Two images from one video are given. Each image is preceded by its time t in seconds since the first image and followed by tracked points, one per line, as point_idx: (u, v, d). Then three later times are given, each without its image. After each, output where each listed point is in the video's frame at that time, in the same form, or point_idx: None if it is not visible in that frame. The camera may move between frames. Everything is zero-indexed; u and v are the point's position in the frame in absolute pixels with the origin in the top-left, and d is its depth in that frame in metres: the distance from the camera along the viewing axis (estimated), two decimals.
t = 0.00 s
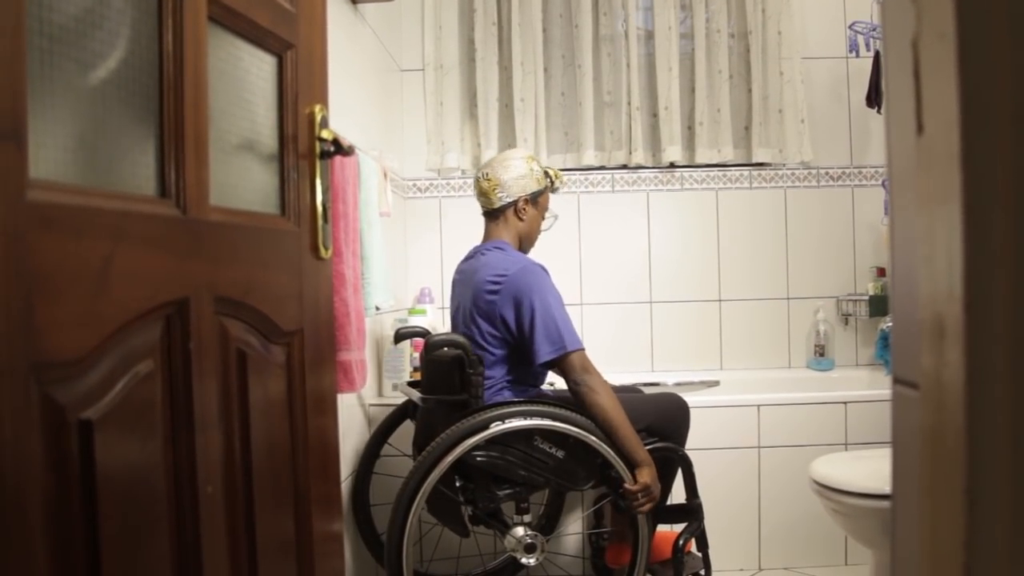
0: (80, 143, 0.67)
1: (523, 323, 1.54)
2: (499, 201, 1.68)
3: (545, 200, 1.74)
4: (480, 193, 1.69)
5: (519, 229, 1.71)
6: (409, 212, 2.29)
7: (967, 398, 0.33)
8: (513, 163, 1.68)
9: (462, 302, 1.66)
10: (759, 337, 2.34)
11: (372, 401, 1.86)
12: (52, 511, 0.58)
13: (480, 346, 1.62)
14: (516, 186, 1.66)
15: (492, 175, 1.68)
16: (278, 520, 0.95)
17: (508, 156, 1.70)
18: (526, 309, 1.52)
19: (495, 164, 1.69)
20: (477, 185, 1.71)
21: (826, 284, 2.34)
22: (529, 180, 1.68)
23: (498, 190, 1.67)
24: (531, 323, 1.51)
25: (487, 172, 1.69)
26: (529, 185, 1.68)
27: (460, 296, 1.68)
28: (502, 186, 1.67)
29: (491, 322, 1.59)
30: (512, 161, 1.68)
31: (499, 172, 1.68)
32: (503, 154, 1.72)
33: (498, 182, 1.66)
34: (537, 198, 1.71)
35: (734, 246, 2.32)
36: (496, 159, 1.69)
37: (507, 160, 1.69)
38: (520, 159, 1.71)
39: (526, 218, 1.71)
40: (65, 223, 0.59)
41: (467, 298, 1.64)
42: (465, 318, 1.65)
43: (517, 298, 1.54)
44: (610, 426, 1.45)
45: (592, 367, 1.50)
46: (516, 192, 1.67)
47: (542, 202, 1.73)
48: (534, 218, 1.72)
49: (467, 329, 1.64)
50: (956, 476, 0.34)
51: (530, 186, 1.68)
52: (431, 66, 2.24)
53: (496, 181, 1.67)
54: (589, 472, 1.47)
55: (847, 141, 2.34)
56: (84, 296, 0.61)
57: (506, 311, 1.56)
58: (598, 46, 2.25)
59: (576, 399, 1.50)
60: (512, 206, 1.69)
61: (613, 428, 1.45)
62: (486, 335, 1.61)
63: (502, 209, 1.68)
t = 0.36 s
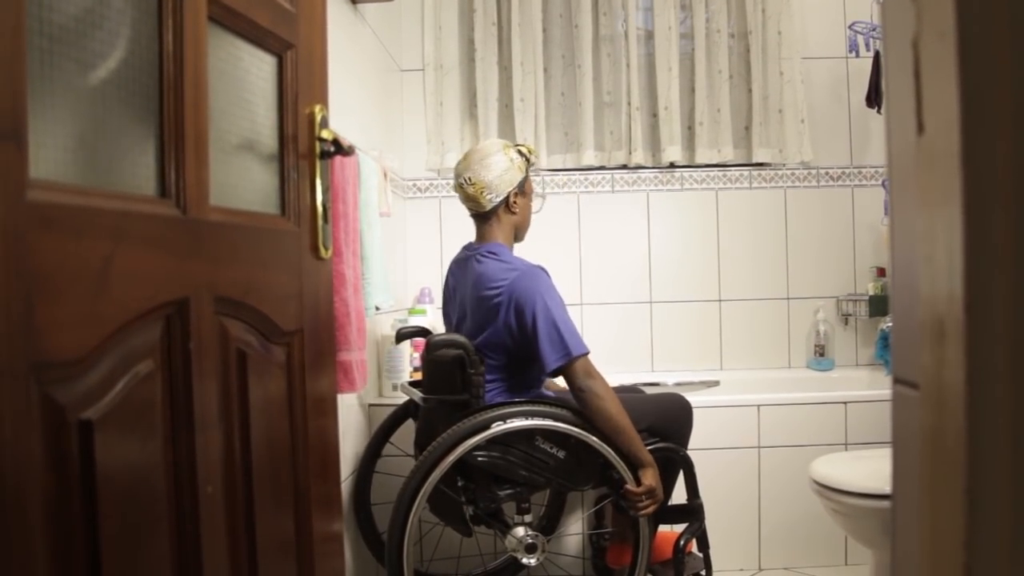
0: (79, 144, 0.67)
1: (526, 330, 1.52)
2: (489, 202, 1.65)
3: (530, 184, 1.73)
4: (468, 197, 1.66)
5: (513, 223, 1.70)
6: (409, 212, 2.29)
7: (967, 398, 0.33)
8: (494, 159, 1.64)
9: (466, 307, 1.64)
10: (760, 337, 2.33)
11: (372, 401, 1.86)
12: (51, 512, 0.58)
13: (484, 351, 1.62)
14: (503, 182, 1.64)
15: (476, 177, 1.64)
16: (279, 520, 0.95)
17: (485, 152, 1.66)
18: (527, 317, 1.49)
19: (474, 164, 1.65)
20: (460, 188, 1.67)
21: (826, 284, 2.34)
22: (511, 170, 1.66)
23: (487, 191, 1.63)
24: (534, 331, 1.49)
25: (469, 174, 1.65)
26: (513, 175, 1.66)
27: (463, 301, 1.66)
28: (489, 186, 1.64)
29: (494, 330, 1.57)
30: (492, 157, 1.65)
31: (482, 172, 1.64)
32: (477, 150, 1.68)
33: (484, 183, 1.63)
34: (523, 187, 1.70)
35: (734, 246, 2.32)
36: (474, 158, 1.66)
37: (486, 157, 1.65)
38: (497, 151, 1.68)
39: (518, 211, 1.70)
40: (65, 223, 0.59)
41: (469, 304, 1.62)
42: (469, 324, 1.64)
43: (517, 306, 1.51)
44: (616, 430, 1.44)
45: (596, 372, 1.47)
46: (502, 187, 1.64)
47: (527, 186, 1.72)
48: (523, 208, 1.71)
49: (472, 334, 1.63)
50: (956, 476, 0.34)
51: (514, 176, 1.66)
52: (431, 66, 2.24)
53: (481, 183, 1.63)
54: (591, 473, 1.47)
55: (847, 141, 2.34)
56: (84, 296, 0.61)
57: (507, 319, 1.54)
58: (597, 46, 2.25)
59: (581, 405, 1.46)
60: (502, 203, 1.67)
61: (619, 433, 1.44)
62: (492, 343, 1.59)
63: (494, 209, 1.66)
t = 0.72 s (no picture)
0: (79, 144, 0.67)
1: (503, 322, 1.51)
2: (462, 203, 1.66)
3: (506, 179, 1.71)
4: (441, 201, 1.67)
5: (491, 219, 1.69)
6: (409, 212, 2.29)
7: (967, 398, 0.33)
8: (461, 161, 1.64)
9: (455, 306, 1.66)
10: (760, 337, 2.33)
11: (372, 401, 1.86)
12: (51, 513, 0.58)
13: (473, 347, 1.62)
14: (472, 182, 1.63)
15: (444, 180, 1.65)
16: (279, 521, 0.95)
17: (451, 155, 1.66)
18: (505, 307, 1.49)
19: (442, 167, 1.66)
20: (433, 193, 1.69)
21: (826, 284, 2.34)
22: (481, 168, 1.65)
23: (459, 193, 1.64)
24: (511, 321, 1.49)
25: (439, 178, 1.65)
26: (483, 173, 1.65)
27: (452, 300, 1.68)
28: (460, 188, 1.64)
29: (477, 326, 1.58)
30: (459, 159, 1.64)
31: (451, 175, 1.64)
32: (446, 153, 1.68)
33: (453, 186, 1.64)
34: (497, 183, 1.68)
35: (734, 246, 2.32)
36: (442, 162, 1.66)
37: (452, 159, 1.65)
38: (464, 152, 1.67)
39: (496, 207, 1.69)
40: (64, 223, 0.59)
41: (457, 301, 1.63)
42: (458, 322, 1.65)
43: (495, 297, 1.51)
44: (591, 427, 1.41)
45: (570, 371, 1.44)
46: (473, 186, 1.64)
47: (503, 180, 1.70)
48: (502, 203, 1.69)
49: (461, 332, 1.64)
50: (956, 476, 0.34)
51: (484, 173, 1.65)
52: (431, 66, 2.24)
53: (451, 185, 1.64)
54: (592, 474, 1.47)
55: (847, 141, 2.34)
56: (84, 296, 0.61)
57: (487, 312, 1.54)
58: (597, 46, 2.25)
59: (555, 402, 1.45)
60: (477, 201, 1.67)
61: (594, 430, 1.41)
62: (477, 339, 1.59)
63: (468, 209, 1.66)
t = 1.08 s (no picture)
0: (78, 144, 0.67)
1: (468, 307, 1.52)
2: (466, 206, 1.66)
3: (510, 181, 1.70)
4: (445, 204, 1.67)
5: (493, 220, 1.69)
6: (409, 212, 2.29)
7: (967, 398, 0.33)
8: (463, 164, 1.63)
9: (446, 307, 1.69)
10: (760, 336, 2.34)
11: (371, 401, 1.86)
12: (51, 513, 0.58)
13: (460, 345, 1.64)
14: (475, 186, 1.63)
15: (447, 184, 1.65)
16: (280, 521, 0.95)
17: (454, 159, 1.65)
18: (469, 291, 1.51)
19: (445, 171, 1.66)
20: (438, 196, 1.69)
21: (826, 284, 2.34)
22: (484, 171, 1.64)
23: (461, 197, 1.64)
24: (473, 304, 1.50)
25: (442, 182, 1.65)
26: (486, 176, 1.64)
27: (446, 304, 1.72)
28: (463, 191, 1.64)
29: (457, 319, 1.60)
30: (461, 162, 1.64)
31: (454, 178, 1.64)
32: (449, 156, 1.68)
33: (456, 189, 1.63)
34: (500, 185, 1.68)
35: (734, 246, 2.32)
36: (444, 165, 1.66)
37: (455, 163, 1.65)
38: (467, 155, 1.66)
39: (499, 209, 1.68)
40: (63, 223, 0.58)
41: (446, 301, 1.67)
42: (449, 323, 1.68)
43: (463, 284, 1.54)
44: (551, 414, 1.40)
45: (515, 366, 1.42)
46: (476, 189, 1.64)
47: (507, 182, 1.69)
48: (505, 205, 1.69)
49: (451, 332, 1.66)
50: (955, 475, 0.34)
51: (488, 176, 1.64)
52: (431, 66, 2.25)
53: (454, 190, 1.64)
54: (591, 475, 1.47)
55: (847, 141, 2.34)
56: (84, 296, 0.61)
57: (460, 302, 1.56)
58: (597, 45, 2.25)
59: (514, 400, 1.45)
60: (479, 204, 1.67)
61: (555, 415, 1.40)
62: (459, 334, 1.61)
63: (471, 213, 1.66)
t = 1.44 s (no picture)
0: (78, 144, 0.67)
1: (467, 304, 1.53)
2: (478, 202, 1.66)
3: (524, 191, 1.70)
4: (457, 194, 1.67)
5: (502, 224, 1.69)
6: (409, 212, 2.30)
7: (967, 397, 0.33)
8: (487, 160, 1.64)
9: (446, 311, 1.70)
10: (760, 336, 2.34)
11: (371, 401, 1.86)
12: (50, 513, 0.58)
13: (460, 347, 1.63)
14: (492, 184, 1.63)
15: (466, 175, 1.65)
16: (279, 520, 0.95)
17: (479, 153, 1.65)
18: (467, 292, 1.52)
19: (468, 162, 1.65)
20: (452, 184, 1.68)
21: (826, 284, 2.34)
22: (504, 173, 1.64)
23: (476, 191, 1.64)
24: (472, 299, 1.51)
25: (461, 172, 1.65)
26: (505, 178, 1.64)
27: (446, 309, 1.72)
28: (479, 185, 1.64)
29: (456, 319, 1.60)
30: (485, 157, 1.64)
31: (474, 171, 1.64)
32: (474, 150, 1.68)
33: (474, 183, 1.63)
34: (515, 191, 1.68)
35: (734, 246, 2.32)
36: (468, 157, 1.66)
37: (479, 157, 1.65)
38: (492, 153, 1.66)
39: (508, 214, 1.69)
40: (63, 222, 0.59)
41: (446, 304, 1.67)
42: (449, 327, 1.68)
43: (460, 283, 1.55)
44: (555, 413, 1.40)
45: (521, 364, 1.42)
46: (492, 189, 1.64)
47: (520, 192, 1.70)
48: (516, 211, 1.69)
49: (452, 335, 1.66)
50: (955, 475, 0.34)
51: (506, 178, 1.65)
52: (431, 66, 2.25)
53: (472, 182, 1.64)
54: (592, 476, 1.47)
55: (847, 141, 2.34)
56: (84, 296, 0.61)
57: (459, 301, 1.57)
58: (597, 45, 2.25)
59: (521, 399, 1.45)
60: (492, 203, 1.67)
61: (559, 415, 1.40)
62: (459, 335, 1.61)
63: (483, 210, 1.66)
